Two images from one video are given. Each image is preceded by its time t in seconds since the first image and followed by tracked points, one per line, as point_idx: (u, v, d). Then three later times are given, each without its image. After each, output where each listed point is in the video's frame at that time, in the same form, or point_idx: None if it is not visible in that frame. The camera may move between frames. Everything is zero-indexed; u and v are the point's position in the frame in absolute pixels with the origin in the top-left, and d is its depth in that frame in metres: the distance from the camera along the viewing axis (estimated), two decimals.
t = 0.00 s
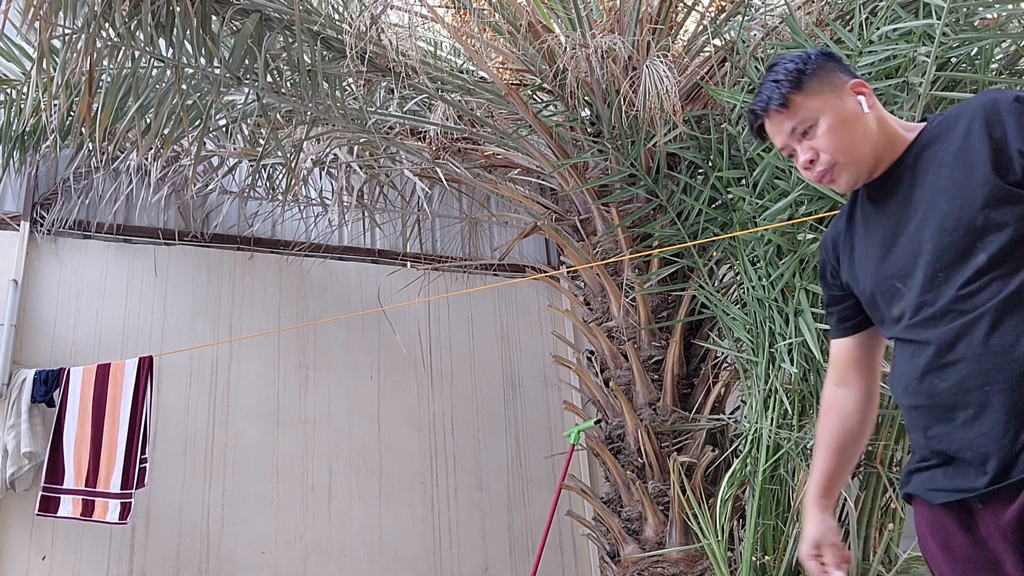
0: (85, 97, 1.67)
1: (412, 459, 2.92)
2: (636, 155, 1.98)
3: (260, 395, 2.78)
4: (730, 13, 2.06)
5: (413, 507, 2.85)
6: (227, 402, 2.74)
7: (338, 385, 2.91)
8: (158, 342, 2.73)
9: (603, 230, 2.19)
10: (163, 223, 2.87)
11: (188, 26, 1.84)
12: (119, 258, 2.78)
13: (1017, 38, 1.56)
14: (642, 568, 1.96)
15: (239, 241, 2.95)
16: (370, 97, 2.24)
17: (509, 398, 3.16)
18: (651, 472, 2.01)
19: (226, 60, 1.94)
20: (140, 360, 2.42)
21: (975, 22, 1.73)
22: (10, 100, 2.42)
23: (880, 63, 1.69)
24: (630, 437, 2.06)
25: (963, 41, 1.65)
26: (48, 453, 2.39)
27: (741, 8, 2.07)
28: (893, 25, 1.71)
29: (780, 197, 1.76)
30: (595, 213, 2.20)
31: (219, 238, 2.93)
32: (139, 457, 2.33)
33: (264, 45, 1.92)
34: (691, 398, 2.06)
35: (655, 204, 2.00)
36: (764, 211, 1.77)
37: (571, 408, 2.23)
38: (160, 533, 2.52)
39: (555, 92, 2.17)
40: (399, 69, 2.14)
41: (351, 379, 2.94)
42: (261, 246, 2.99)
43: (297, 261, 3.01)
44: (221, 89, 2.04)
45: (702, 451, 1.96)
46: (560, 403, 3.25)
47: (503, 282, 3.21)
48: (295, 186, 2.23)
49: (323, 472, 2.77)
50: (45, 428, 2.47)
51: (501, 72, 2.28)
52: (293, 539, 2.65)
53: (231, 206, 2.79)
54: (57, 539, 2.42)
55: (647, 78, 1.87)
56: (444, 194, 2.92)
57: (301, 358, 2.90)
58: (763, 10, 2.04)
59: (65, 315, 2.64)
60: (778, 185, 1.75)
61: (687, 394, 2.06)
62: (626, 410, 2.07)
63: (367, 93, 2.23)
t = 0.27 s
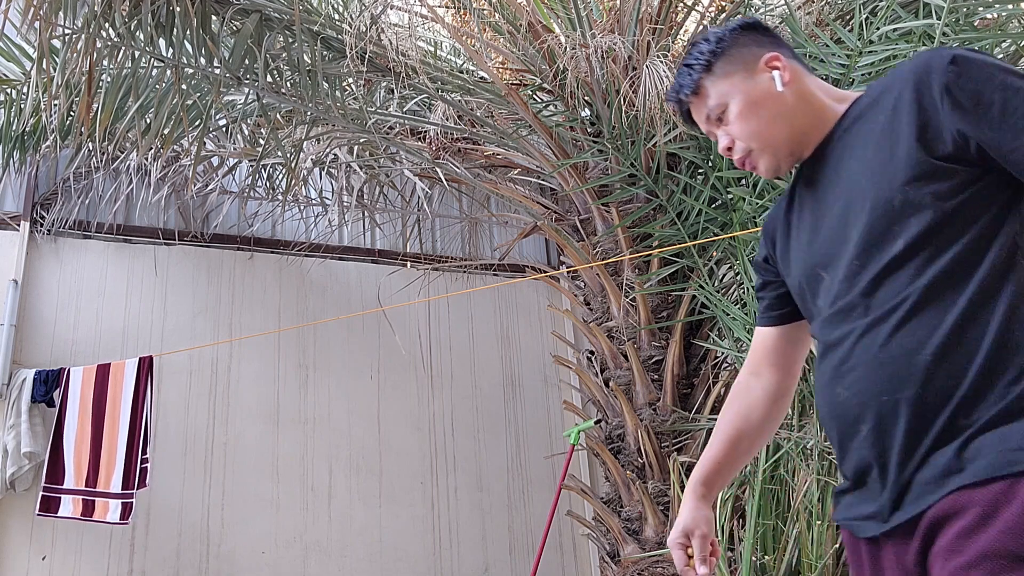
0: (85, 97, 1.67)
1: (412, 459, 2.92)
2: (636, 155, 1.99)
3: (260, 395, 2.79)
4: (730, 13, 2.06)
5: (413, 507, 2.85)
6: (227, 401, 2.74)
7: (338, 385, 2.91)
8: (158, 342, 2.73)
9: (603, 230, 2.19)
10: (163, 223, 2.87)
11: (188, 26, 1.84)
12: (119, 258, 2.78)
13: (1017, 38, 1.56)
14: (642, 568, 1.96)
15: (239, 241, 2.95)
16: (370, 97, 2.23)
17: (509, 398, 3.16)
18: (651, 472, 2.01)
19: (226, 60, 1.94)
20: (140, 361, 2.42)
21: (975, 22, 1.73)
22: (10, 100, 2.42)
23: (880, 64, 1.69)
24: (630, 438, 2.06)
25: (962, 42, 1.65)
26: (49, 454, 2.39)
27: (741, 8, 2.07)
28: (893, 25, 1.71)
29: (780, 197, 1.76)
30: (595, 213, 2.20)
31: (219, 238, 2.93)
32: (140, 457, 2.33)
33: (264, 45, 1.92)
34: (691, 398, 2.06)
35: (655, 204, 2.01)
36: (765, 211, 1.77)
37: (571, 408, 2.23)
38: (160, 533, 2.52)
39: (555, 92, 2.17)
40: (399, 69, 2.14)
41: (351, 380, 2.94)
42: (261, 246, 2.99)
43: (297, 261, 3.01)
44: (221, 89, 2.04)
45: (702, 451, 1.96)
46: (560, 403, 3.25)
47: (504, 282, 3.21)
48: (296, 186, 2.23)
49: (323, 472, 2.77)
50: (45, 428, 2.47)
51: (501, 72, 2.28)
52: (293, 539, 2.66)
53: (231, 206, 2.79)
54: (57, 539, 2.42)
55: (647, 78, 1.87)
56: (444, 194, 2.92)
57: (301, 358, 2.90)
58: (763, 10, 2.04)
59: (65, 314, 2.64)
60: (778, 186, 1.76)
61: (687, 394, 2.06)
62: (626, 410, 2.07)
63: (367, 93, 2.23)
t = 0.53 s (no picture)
0: (86, 97, 1.67)
1: (412, 459, 2.92)
2: (635, 155, 1.98)
3: (260, 395, 2.79)
4: (730, 13, 2.06)
5: (413, 507, 2.85)
6: (227, 401, 2.74)
7: (338, 385, 2.91)
8: (158, 341, 2.73)
9: (603, 230, 2.18)
10: (164, 223, 2.87)
11: (188, 26, 1.84)
12: (119, 258, 2.78)
13: (1017, 39, 1.56)
14: (642, 568, 1.96)
15: (239, 241, 2.95)
16: (370, 97, 2.23)
17: (509, 398, 3.17)
18: (651, 472, 2.01)
19: (226, 60, 1.94)
20: (140, 361, 2.43)
21: (975, 22, 1.73)
22: (10, 100, 2.42)
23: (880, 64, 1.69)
24: (631, 437, 2.06)
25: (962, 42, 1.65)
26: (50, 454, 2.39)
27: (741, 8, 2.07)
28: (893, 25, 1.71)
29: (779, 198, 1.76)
30: (595, 213, 2.20)
31: (219, 238, 2.93)
32: (142, 457, 2.34)
33: (264, 45, 1.92)
34: (691, 398, 2.06)
35: (655, 204, 1.99)
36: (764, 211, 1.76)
37: (571, 408, 2.23)
38: (160, 533, 2.52)
39: (555, 92, 2.17)
40: (399, 69, 2.14)
41: (351, 380, 2.94)
42: (261, 246, 2.99)
43: (297, 261, 3.01)
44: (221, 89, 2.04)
45: (702, 451, 1.95)
46: (560, 403, 3.26)
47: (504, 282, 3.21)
48: (296, 186, 2.23)
49: (323, 472, 2.77)
50: (45, 428, 2.47)
51: (501, 72, 2.28)
52: (293, 539, 2.66)
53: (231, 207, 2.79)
54: (57, 539, 2.42)
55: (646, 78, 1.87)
56: (444, 194, 2.91)
57: (300, 358, 2.90)
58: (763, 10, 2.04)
59: (65, 315, 2.65)
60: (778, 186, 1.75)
61: (687, 394, 2.06)
62: (626, 410, 2.07)
63: (367, 93, 2.23)
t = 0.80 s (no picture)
0: (86, 97, 1.67)
1: (412, 459, 2.92)
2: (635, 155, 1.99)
3: (260, 395, 2.79)
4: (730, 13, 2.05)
5: (413, 507, 2.85)
6: (227, 402, 2.74)
7: (338, 385, 2.91)
8: (158, 342, 2.73)
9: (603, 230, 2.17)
10: (163, 223, 2.86)
11: (188, 26, 1.84)
12: (119, 258, 2.78)
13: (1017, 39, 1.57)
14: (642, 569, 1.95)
15: (239, 241, 2.94)
16: (370, 97, 2.23)
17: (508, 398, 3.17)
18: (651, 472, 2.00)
19: (226, 60, 1.94)
20: (140, 360, 2.42)
21: (975, 22, 1.73)
22: (9, 101, 2.41)
23: (880, 64, 1.69)
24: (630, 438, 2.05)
25: (963, 41, 1.65)
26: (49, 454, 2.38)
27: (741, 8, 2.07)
28: (893, 24, 1.71)
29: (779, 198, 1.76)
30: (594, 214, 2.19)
31: (219, 238, 2.92)
32: (142, 457, 2.34)
33: (264, 46, 1.93)
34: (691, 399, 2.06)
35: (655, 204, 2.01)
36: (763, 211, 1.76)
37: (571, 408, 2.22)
38: (160, 533, 2.52)
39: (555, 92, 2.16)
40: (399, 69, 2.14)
41: (351, 380, 2.94)
42: (261, 246, 2.98)
43: (297, 261, 3.01)
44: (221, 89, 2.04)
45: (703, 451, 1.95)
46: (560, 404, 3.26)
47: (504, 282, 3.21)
48: (296, 186, 2.23)
49: (323, 472, 2.77)
50: (45, 428, 2.45)
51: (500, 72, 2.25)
52: (294, 539, 2.66)
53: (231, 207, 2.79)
54: (57, 539, 2.42)
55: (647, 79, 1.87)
56: (444, 194, 2.91)
57: (301, 358, 2.90)
58: (763, 10, 2.04)
59: (65, 315, 2.64)
60: (778, 186, 1.75)
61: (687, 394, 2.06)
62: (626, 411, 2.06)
63: (367, 93, 2.22)
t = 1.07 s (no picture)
0: (85, 97, 1.66)
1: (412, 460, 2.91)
2: (636, 155, 2.00)
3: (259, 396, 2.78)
4: (730, 12, 2.05)
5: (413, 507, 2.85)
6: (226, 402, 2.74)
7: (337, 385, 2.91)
8: (157, 342, 2.73)
9: (603, 230, 2.15)
10: (163, 223, 2.85)
11: (188, 26, 1.84)
12: (119, 258, 2.77)
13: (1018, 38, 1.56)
14: (643, 570, 1.95)
15: (238, 241, 2.93)
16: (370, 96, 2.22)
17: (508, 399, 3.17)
18: (651, 472, 2.00)
19: (225, 59, 1.94)
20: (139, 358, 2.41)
21: (976, 21, 1.72)
22: (9, 100, 2.41)
23: (881, 63, 1.69)
24: (631, 438, 2.03)
25: (963, 41, 1.64)
26: (50, 454, 2.38)
27: (742, 7, 2.06)
28: (894, 24, 1.70)
29: (780, 197, 1.77)
30: (594, 213, 2.16)
31: (218, 238, 2.91)
32: (141, 456, 2.33)
33: (264, 45, 1.92)
34: (691, 399, 2.07)
35: (655, 204, 2.01)
36: (765, 211, 1.78)
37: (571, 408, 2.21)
38: (159, 533, 2.52)
39: (555, 91, 2.16)
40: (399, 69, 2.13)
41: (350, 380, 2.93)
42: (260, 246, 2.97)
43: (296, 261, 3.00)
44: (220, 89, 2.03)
45: (702, 452, 1.96)
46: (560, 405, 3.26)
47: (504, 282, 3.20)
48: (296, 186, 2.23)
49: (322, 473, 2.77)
50: (44, 429, 2.45)
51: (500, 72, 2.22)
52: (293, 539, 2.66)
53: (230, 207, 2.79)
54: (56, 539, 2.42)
55: (647, 78, 1.86)
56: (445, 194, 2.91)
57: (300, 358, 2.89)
58: (764, 9, 2.03)
59: (65, 314, 2.64)
60: (778, 185, 1.76)
61: (687, 395, 2.07)
62: (626, 411, 2.04)
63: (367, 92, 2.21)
